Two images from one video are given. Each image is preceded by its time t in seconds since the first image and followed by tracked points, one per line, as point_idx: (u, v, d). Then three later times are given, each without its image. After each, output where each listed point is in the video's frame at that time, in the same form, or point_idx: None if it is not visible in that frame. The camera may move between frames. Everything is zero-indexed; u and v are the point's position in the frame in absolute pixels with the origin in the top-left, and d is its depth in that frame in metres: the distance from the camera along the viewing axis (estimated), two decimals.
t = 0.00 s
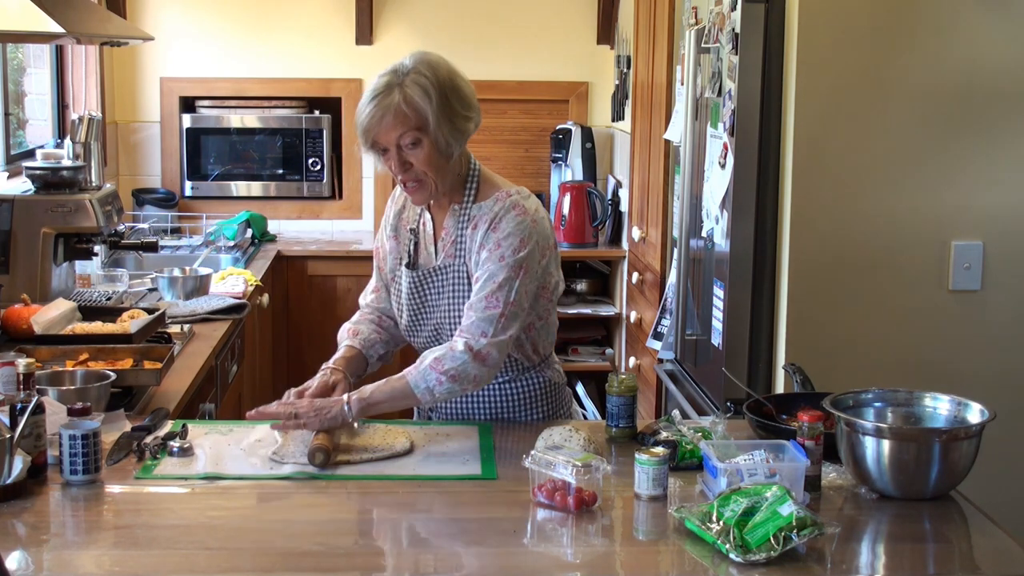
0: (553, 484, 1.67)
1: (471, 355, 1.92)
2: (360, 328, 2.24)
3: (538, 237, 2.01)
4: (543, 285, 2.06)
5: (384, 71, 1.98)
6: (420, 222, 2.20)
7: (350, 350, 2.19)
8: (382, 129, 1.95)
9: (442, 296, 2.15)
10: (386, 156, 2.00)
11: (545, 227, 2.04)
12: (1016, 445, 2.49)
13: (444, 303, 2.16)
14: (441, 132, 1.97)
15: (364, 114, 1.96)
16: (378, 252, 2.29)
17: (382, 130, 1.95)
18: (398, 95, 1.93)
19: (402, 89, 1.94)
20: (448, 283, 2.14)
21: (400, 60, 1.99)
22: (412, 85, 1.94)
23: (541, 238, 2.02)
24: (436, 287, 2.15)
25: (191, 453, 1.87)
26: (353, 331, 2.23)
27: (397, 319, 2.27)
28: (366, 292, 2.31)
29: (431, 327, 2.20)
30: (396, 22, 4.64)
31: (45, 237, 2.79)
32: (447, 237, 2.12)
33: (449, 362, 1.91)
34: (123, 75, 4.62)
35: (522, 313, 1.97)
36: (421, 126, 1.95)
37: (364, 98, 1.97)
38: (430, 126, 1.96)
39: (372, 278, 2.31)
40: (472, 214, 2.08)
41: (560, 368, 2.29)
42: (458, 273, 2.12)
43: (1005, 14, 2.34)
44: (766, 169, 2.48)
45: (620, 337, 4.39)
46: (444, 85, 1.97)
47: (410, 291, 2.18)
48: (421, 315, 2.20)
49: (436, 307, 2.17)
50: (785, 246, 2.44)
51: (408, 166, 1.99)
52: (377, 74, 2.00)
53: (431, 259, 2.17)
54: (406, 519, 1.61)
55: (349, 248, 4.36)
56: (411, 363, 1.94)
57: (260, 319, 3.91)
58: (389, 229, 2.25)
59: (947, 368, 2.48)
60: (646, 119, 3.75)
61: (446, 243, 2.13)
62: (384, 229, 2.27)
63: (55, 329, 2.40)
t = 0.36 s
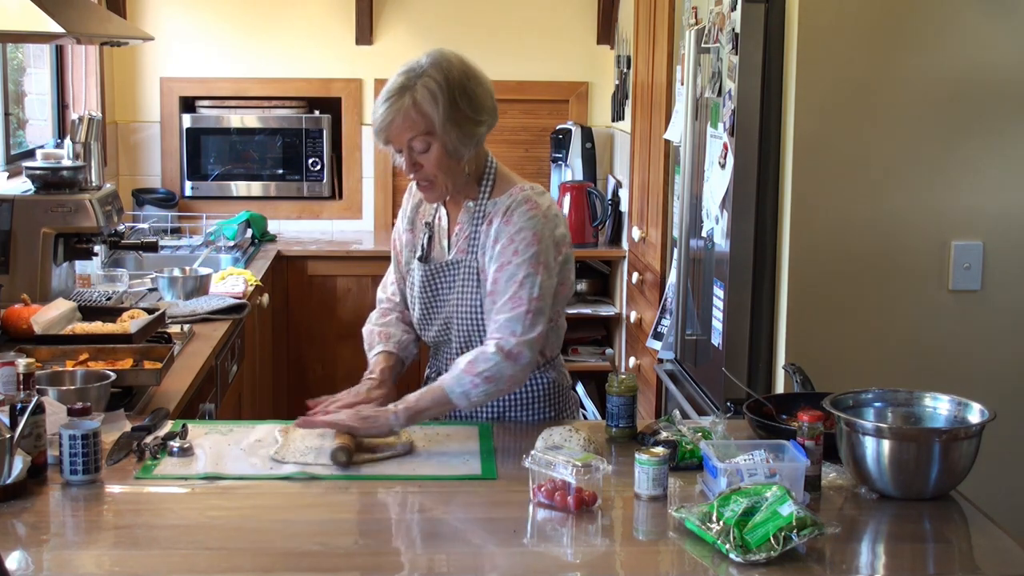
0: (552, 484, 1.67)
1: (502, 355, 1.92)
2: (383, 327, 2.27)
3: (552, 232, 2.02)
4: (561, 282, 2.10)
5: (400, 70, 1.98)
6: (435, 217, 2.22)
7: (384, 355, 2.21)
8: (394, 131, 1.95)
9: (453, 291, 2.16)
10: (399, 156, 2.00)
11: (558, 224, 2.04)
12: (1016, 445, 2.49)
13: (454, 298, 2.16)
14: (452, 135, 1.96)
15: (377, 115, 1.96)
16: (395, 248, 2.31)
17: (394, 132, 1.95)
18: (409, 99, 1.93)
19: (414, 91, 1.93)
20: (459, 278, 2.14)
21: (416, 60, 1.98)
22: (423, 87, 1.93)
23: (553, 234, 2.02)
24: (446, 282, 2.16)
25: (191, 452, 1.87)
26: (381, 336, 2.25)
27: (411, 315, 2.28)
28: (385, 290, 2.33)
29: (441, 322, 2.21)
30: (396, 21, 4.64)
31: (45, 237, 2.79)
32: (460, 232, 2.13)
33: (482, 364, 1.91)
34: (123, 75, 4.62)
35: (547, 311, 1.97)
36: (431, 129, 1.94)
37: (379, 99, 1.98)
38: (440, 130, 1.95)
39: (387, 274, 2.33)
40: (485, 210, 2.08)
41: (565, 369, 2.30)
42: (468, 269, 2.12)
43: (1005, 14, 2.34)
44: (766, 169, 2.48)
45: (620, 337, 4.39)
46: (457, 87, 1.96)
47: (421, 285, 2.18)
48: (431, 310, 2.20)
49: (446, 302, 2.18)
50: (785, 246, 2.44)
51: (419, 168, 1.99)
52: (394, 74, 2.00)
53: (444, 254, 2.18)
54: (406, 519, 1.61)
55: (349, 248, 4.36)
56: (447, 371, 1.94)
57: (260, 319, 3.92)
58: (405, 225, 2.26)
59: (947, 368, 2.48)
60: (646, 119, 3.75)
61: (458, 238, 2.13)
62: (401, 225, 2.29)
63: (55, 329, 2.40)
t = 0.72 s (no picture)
0: (553, 483, 1.67)
1: (506, 345, 1.95)
2: (383, 326, 2.24)
3: (568, 225, 2.06)
4: (572, 277, 2.11)
5: (433, 60, 2.04)
6: (451, 214, 2.24)
7: (379, 353, 2.18)
8: (424, 118, 2.01)
9: (470, 286, 2.18)
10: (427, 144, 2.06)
11: (575, 219, 2.09)
12: (1016, 445, 2.49)
13: (472, 293, 2.18)
14: (482, 125, 2.02)
15: (409, 102, 2.02)
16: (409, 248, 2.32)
17: (424, 119, 2.01)
18: (443, 87, 1.99)
19: (447, 80, 1.99)
20: (477, 272, 2.16)
21: (450, 51, 2.04)
22: (457, 77, 1.99)
23: (569, 228, 2.06)
24: (464, 277, 2.18)
25: (191, 453, 1.87)
26: (376, 335, 2.22)
27: (424, 313, 2.28)
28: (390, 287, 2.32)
29: (457, 319, 2.22)
30: (396, 21, 4.64)
31: (45, 237, 2.79)
32: (479, 228, 2.16)
33: (487, 356, 1.94)
34: (123, 75, 4.62)
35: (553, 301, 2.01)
36: (461, 118, 2.00)
37: (410, 87, 2.04)
38: (471, 119, 2.00)
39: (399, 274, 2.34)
40: (504, 205, 2.12)
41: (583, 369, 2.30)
42: (487, 263, 2.15)
43: (1005, 14, 2.34)
44: (766, 168, 2.48)
45: (620, 337, 4.39)
46: (489, 79, 2.02)
47: (439, 280, 2.20)
48: (448, 306, 2.22)
49: (463, 298, 2.19)
50: (785, 247, 2.44)
51: (446, 156, 2.04)
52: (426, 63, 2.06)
53: (461, 250, 2.20)
54: (405, 519, 1.61)
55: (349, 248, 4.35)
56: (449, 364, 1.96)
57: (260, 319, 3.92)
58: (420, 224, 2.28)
59: (947, 368, 2.47)
60: (646, 119, 3.75)
61: (476, 233, 2.16)
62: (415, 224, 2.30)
63: (55, 329, 2.40)
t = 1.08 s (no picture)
0: (552, 483, 1.67)
1: (576, 322, 2.01)
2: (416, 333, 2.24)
3: (597, 211, 2.15)
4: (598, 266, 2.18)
5: (450, 58, 2.10)
6: (461, 210, 2.26)
7: (426, 357, 2.20)
8: (444, 112, 2.06)
9: (492, 276, 2.20)
10: (444, 138, 2.10)
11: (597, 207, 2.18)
12: (1016, 444, 2.50)
13: (494, 283, 2.20)
14: (500, 120, 2.07)
15: (428, 97, 2.07)
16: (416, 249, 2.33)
17: (444, 113, 2.06)
18: (462, 81, 2.04)
19: (466, 75, 2.05)
20: (499, 262, 2.19)
21: (467, 48, 2.10)
22: (475, 72, 2.05)
23: (597, 214, 2.15)
24: (485, 268, 2.20)
25: (191, 453, 1.87)
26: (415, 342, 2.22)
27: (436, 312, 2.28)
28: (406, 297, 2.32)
29: (475, 312, 2.22)
30: (396, 21, 4.64)
31: (45, 237, 2.79)
32: (498, 218, 2.19)
33: (560, 333, 1.99)
34: (123, 75, 4.62)
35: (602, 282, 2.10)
36: (481, 112, 2.05)
37: (429, 84, 2.09)
38: (489, 112, 2.06)
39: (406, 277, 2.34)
40: (525, 194, 2.17)
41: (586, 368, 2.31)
42: (510, 253, 2.18)
43: (1005, 14, 2.34)
44: (767, 169, 2.48)
45: (620, 337, 4.39)
46: (507, 75, 2.08)
47: (456, 274, 2.21)
48: (465, 300, 2.22)
49: (483, 289, 2.21)
50: (785, 247, 2.44)
51: (464, 149, 2.09)
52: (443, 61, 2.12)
53: (478, 243, 2.23)
54: (405, 519, 1.61)
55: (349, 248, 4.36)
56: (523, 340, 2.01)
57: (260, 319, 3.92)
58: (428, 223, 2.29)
59: (947, 368, 2.47)
60: (646, 119, 3.75)
61: (496, 224, 2.19)
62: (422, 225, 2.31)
63: (55, 329, 2.40)
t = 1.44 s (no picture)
0: (553, 483, 1.67)
1: (579, 300, 2.02)
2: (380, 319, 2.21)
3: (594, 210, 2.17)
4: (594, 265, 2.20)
5: (446, 58, 2.11)
6: (456, 210, 2.25)
7: (372, 325, 2.18)
8: (441, 113, 2.07)
9: (488, 271, 2.19)
10: (441, 138, 2.11)
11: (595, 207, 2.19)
12: (1016, 444, 2.50)
13: (490, 279, 2.19)
14: (496, 120, 2.09)
15: (426, 98, 2.08)
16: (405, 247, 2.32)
17: (441, 114, 2.07)
18: (459, 82, 2.05)
19: (462, 76, 2.06)
20: (495, 258, 2.19)
21: (463, 49, 2.11)
22: (472, 72, 2.06)
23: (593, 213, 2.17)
24: (481, 264, 2.20)
25: (191, 453, 1.87)
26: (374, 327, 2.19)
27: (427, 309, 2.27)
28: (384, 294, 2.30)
29: (470, 307, 2.21)
30: (396, 21, 4.64)
31: (45, 237, 2.79)
32: (495, 216, 2.20)
33: (560, 306, 2.01)
34: (123, 75, 4.62)
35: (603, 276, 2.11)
36: (477, 113, 2.07)
37: (425, 85, 2.10)
38: (486, 113, 2.07)
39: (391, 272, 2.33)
40: (521, 192, 2.18)
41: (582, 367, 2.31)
42: (506, 249, 2.18)
43: (1005, 14, 2.34)
44: (766, 169, 2.48)
45: (620, 337, 4.39)
46: (504, 75, 2.09)
47: (453, 269, 2.20)
48: (460, 295, 2.21)
49: (479, 285, 2.20)
50: (785, 247, 2.44)
51: (462, 150, 2.10)
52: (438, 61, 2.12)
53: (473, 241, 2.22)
54: (405, 519, 1.61)
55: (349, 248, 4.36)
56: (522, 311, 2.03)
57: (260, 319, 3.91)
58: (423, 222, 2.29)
59: (947, 368, 2.47)
60: (646, 119, 3.75)
61: (493, 221, 2.20)
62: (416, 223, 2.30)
63: (55, 329, 2.40)
